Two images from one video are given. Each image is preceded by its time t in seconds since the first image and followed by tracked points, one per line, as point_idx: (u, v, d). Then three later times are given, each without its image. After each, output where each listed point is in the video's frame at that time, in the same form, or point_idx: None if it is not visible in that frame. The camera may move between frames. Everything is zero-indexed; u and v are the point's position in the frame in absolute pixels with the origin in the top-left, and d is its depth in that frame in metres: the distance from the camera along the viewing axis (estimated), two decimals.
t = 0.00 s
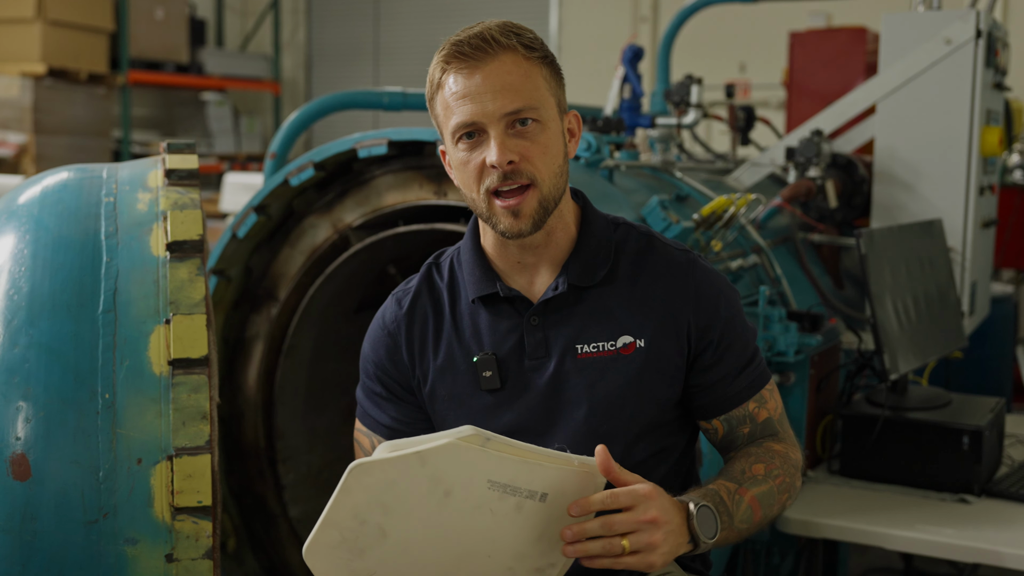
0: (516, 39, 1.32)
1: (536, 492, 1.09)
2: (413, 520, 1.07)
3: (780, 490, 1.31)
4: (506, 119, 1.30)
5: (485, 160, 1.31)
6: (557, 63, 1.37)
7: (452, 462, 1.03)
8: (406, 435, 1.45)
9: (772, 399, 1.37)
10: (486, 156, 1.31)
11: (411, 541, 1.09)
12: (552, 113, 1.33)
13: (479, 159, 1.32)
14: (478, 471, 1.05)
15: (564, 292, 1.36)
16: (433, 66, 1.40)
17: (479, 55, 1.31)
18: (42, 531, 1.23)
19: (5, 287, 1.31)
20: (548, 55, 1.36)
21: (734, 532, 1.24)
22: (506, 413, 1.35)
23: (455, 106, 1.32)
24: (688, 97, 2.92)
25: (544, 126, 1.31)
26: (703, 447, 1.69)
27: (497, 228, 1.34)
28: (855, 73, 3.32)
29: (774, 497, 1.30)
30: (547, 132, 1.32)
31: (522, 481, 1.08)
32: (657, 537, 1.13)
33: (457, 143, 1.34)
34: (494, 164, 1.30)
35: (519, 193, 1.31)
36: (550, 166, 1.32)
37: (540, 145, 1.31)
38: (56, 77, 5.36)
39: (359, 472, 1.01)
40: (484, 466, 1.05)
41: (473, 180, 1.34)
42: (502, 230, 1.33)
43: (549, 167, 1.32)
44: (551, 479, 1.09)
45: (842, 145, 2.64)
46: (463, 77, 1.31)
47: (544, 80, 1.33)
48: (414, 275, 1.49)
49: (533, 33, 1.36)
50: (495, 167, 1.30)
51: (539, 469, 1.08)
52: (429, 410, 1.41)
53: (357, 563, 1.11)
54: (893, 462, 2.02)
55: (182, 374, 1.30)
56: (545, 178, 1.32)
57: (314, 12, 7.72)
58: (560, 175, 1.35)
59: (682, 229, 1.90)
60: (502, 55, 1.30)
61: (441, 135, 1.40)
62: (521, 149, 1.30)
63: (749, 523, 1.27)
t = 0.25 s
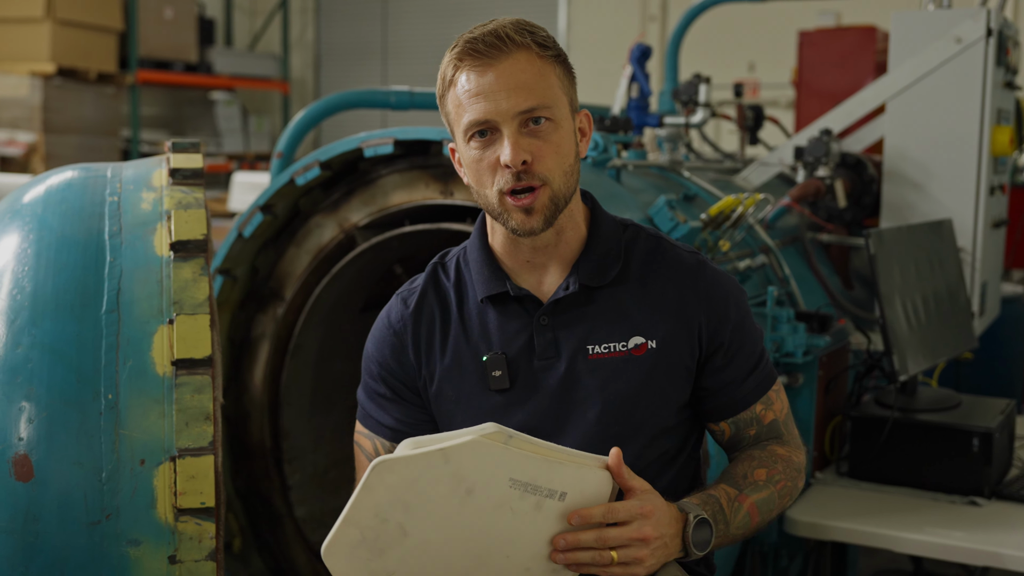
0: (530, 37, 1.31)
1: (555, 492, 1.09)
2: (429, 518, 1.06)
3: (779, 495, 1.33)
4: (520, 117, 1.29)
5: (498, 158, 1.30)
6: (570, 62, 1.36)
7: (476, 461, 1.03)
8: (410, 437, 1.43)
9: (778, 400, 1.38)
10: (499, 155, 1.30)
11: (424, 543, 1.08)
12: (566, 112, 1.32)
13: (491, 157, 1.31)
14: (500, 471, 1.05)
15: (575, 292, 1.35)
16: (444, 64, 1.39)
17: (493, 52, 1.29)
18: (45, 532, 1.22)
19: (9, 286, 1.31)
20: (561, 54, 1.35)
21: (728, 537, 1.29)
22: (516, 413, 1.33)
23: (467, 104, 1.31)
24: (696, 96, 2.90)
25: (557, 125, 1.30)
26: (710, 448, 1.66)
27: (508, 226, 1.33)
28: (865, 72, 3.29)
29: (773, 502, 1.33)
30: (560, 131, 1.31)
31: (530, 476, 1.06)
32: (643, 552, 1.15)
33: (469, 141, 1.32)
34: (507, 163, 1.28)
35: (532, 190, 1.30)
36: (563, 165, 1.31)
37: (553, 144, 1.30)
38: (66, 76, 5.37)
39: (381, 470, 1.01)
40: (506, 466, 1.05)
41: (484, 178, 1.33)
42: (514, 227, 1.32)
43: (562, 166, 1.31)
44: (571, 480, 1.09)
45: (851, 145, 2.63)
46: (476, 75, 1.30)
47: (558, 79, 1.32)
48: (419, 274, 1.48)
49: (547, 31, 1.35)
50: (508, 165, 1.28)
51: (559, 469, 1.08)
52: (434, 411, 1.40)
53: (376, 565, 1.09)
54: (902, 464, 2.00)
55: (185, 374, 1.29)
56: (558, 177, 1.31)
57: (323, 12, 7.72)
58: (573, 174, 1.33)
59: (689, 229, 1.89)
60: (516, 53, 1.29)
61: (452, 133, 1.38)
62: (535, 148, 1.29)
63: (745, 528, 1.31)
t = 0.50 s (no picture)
0: (530, 34, 1.30)
1: (559, 499, 1.08)
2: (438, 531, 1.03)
3: (793, 486, 1.34)
4: (522, 116, 1.27)
5: (500, 158, 1.29)
6: (571, 58, 1.35)
7: (479, 477, 1.00)
8: (413, 443, 1.41)
9: (783, 393, 1.39)
10: (501, 154, 1.29)
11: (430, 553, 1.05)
12: (568, 110, 1.31)
13: (493, 156, 1.30)
14: (504, 485, 1.02)
15: (581, 292, 1.34)
16: (443, 62, 1.37)
17: (493, 50, 1.28)
18: (48, 534, 1.22)
19: (13, 288, 1.31)
20: (562, 51, 1.34)
21: (750, 527, 1.29)
22: (526, 416, 1.32)
23: (468, 103, 1.29)
24: (705, 96, 2.88)
25: (559, 123, 1.29)
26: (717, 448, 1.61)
27: (510, 226, 1.32)
28: (876, 71, 3.27)
29: (786, 493, 1.34)
30: (562, 129, 1.30)
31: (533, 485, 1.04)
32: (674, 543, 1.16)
33: (470, 141, 1.31)
34: (509, 162, 1.27)
35: (535, 188, 1.29)
36: (566, 163, 1.30)
37: (556, 142, 1.29)
38: (77, 76, 5.39)
39: (383, 493, 0.98)
40: (510, 480, 1.02)
41: (485, 178, 1.32)
42: (517, 226, 1.31)
43: (565, 164, 1.30)
44: (572, 486, 1.08)
45: (861, 145, 2.61)
46: (477, 74, 1.29)
47: (559, 76, 1.31)
48: (418, 275, 1.46)
49: (547, 28, 1.33)
50: (510, 165, 1.27)
51: (562, 476, 1.06)
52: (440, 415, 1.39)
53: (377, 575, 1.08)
54: (911, 467, 1.99)
55: (189, 376, 1.28)
56: (561, 176, 1.30)
57: (333, 12, 7.73)
58: (575, 172, 1.33)
59: (698, 230, 1.87)
60: (517, 51, 1.28)
61: (453, 133, 1.37)
62: (537, 147, 1.28)
63: (763, 519, 1.31)
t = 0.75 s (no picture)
0: (524, 36, 1.28)
1: (560, 511, 1.07)
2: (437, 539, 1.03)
3: (792, 488, 1.33)
4: (515, 120, 1.26)
5: (493, 163, 1.28)
6: (566, 60, 1.34)
7: (479, 489, 1.00)
8: (410, 447, 1.40)
9: (785, 395, 1.37)
10: (495, 159, 1.28)
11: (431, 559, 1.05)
12: (562, 113, 1.30)
13: (487, 162, 1.28)
14: (504, 498, 1.02)
15: (580, 296, 1.32)
16: (437, 66, 1.36)
17: (486, 54, 1.27)
18: (46, 536, 1.21)
19: (12, 289, 1.30)
20: (557, 52, 1.32)
21: (747, 532, 1.27)
22: (525, 422, 1.31)
23: (461, 108, 1.28)
24: (711, 96, 2.87)
25: (554, 126, 1.28)
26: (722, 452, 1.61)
27: (505, 231, 1.31)
28: (884, 70, 3.25)
29: (786, 495, 1.32)
30: (557, 133, 1.29)
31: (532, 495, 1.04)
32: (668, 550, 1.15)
33: (464, 146, 1.30)
34: (504, 167, 1.26)
35: (530, 194, 1.28)
36: (561, 167, 1.29)
37: (551, 146, 1.28)
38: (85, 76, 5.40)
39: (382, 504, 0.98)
40: (510, 492, 1.02)
41: (480, 183, 1.31)
42: (512, 233, 1.30)
43: (560, 168, 1.29)
44: (575, 498, 1.07)
45: (868, 145, 2.59)
46: (470, 78, 1.27)
47: (554, 78, 1.30)
48: (416, 278, 1.45)
49: (541, 29, 1.32)
50: (504, 170, 1.26)
51: (564, 489, 1.06)
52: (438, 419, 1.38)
53: None
54: (918, 469, 1.97)
55: (188, 378, 1.27)
56: (556, 180, 1.29)
57: (340, 11, 7.73)
58: (571, 176, 1.31)
59: (703, 231, 1.86)
60: (510, 54, 1.27)
61: (448, 136, 1.36)
62: (532, 151, 1.27)
63: (761, 524, 1.29)
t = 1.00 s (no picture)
0: (517, 37, 1.27)
1: (560, 521, 1.06)
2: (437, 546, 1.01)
3: (788, 493, 1.31)
4: (510, 122, 1.25)
5: (488, 165, 1.27)
6: (560, 60, 1.33)
7: (485, 495, 0.98)
8: (403, 446, 1.39)
9: (785, 398, 1.36)
10: (489, 161, 1.27)
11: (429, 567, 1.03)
12: (557, 114, 1.29)
13: (481, 164, 1.27)
14: (509, 505, 1.00)
15: (574, 295, 1.31)
16: (431, 67, 1.35)
17: (480, 56, 1.26)
18: (42, 540, 1.21)
19: (8, 291, 1.29)
20: (551, 53, 1.31)
21: (737, 536, 1.27)
22: (519, 422, 1.30)
23: (455, 109, 1.27)
24: (715, 96, 2.86)
25: (548, 128, 1.27)
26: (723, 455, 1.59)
27: (501, 234, 1.30)
28: (889, 71, 3.23)
29: (781, 499, 1.31)
30: (551, 134, 1.28)
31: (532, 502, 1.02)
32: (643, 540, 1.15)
33: (458, 148, 1.29)
34: (498, 169, 1.25)
35: (525, 196, 1.27)
36: (556, 169, 1.28)
37: (545, 147, 1.27)
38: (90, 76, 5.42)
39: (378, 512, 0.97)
40: (515, 500, 1.00)
41: (475, 186, 1.30)
42: (507, 236, 1.29)
43: (554, 170, 1.28)
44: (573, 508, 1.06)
45: (874, 145, 2.58)
46: (464, 80, 1.26)
47: (548, 79, 1.28)
48: (411, 278, 1.44)
49: (535, 30, 1.31)
50: (499, 173, 1.25)
51: (565, 498, 1.05)
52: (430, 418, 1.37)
53: None
54: (922, 473, 1.95)
55: (185, 381, 1.26)
56: (551, 182, 1.28)
57: (346, 12, 7.73)
58: (566, 177, 1.31)
59: (706, 232, 1.84)
60: (504, 55, 1.26)
61: (442, 137, 1.35)
62: (526, 152, 1.26)
63: (754, 528, 1.28)
